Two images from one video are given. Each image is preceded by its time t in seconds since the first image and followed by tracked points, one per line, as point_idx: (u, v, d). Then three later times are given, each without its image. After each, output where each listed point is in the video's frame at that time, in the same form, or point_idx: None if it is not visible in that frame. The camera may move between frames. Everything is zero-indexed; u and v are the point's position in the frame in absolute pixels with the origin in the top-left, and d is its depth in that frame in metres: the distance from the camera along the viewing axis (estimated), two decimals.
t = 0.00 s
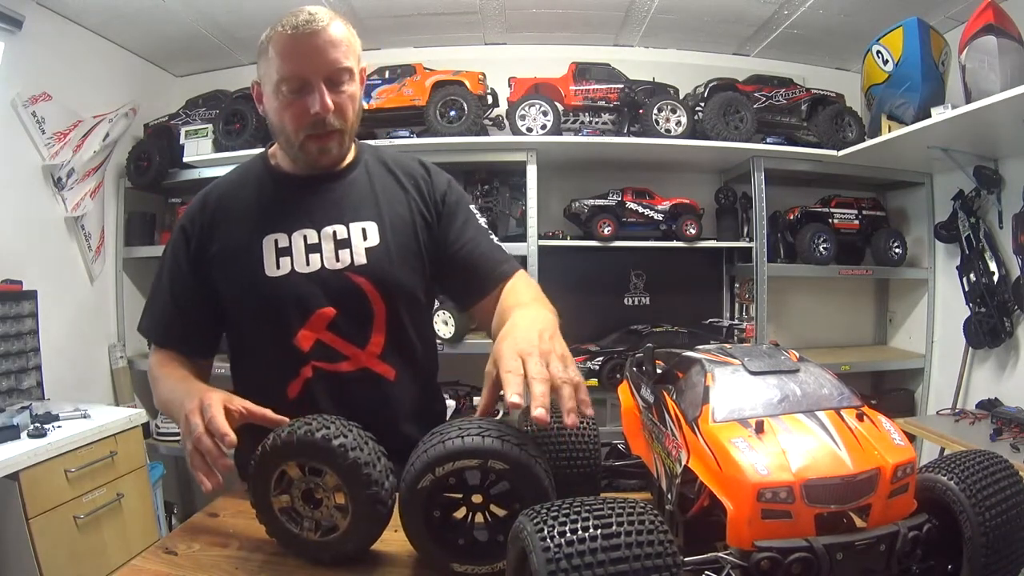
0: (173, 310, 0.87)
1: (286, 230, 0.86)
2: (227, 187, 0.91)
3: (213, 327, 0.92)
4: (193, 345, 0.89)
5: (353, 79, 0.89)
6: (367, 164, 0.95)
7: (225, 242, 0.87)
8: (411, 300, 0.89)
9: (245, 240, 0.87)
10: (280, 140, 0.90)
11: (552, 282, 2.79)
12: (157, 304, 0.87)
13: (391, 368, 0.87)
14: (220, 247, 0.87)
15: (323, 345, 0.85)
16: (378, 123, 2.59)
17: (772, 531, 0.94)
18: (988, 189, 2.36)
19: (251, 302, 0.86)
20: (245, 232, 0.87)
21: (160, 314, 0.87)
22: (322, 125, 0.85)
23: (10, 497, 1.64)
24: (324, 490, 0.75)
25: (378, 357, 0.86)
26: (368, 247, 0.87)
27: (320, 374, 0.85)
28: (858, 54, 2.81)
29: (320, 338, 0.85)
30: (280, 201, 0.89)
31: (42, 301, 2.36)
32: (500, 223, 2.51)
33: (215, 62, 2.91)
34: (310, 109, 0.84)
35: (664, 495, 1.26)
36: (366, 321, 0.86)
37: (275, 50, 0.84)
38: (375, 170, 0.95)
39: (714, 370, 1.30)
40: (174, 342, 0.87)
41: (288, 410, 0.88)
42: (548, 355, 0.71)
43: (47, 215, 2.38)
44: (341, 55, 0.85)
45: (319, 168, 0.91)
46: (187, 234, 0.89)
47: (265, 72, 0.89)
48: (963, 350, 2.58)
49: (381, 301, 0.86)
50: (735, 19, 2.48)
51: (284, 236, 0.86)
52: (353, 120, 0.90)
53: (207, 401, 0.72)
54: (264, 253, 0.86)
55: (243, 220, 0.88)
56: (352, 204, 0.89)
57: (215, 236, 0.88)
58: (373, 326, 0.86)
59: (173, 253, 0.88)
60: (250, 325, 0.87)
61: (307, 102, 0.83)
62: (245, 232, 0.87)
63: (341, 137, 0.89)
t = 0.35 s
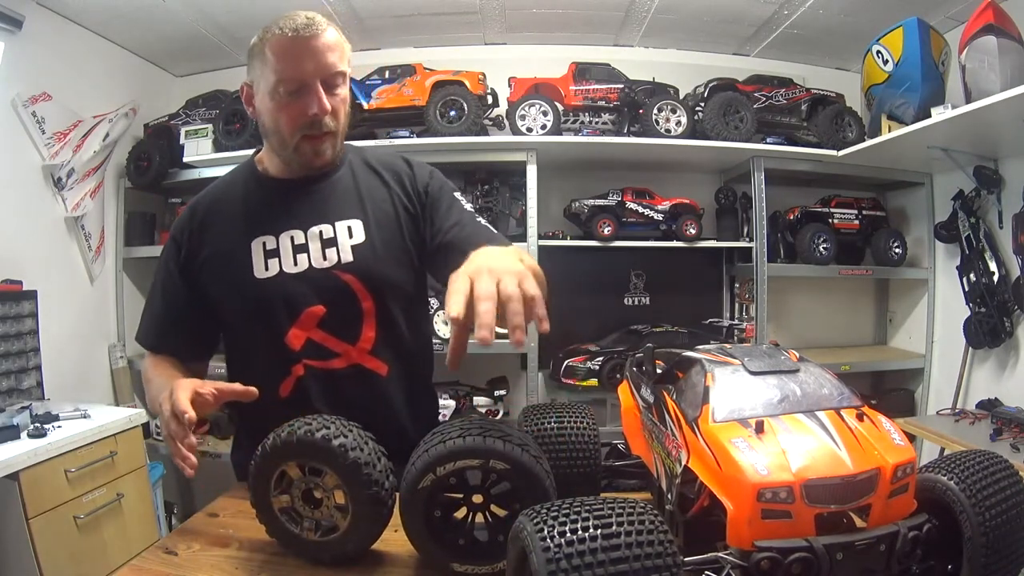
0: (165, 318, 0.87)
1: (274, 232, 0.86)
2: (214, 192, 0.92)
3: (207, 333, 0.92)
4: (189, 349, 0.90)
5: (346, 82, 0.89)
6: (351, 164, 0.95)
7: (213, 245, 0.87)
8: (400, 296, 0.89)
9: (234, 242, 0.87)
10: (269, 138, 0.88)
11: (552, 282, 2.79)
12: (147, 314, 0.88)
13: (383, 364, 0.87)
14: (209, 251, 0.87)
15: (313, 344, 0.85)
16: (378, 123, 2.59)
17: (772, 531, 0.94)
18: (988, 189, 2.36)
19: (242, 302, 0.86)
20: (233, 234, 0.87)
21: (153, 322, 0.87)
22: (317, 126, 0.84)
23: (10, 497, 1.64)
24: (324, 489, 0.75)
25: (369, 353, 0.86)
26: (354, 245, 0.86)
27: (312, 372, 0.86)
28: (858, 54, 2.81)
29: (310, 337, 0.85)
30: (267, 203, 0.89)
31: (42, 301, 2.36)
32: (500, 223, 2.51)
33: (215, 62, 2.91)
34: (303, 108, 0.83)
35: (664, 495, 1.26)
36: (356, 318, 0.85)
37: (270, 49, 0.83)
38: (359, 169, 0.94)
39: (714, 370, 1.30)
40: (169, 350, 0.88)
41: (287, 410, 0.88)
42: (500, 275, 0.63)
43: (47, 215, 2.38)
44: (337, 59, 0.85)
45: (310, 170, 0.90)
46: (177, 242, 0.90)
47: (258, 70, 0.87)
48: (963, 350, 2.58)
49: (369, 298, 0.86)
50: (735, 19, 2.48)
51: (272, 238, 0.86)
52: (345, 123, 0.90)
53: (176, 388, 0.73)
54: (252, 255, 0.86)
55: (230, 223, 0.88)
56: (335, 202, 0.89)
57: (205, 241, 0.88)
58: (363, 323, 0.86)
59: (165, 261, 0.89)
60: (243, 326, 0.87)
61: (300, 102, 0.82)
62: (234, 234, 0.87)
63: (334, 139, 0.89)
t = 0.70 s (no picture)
0: (163, 317, 0.86)
1: (269, 234, 0.87)
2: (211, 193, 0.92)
3: (206, 335, 0.92)
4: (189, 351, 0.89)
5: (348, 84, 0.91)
6: (343, 166, 0.95)
7: (210, 245, 0.87)
8: (394, 295, 0.89)
9: (232, 242, 0.87)
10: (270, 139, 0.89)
11: (552, 282, 2.79)
12: (143, 314, 0.87)
13: (380, 364, 0.87)
14: (207, 251, 0.87)
15: (310, 344, 0.85)
16: (378, 123, 2.59)
17: (772, 531, 0.94)
18: (988, 189, 2.36)
19: (242, 302, 0.86)
20: (230, 234, 0.87)
21: (150, 321, 0.86)
22: (324, 126, 0.86)
23: (10, 497, 1.64)
24: (324, 489, 0.75)
25: (364, 352, 0.86)
26: (348, 245, 0.86)
27: (309, 372, 0.86)
28: (858, 54, 2.81)
29: (307, 337, 0.85)
30: (263, 202, 0.89)
31: (42, 301, 2.36)
32: (500, 223, 2.51)
33: (215, 62, 2.91)
34: (311, 109, 0.84)
35: (664, 495, 1.26)
36: (352, 318, 0.86)
37: (276, 51, 0.84)
38: (350, 169, 0.94)
39: (714, 370, 1.29)
40: (167, 350, 0.86)
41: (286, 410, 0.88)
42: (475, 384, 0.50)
43: (47, 215, 2.38)
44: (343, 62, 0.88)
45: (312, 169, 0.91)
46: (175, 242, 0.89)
47: (261, 73, 0.88)
48: (963, 350, 2.58)
49: (364, 298, 0.86)
50: (735, 19, 2.48)
51: (268, 240, 0.86)
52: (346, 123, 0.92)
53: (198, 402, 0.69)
54: (249, 257, 0.86)
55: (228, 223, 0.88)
56: (327, 201, 0.89)
57: (202, 240, 0.88)
58: (359, 323, 0.86)
59: (162, 262, 0.88)
60: (242, 327, 0.87)
61: (308, 103, 0.84)
62: (231, 234, 0.87)
63: (338, 139, 0.90)
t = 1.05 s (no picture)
0: (164, 314, 0.83)
1: (280, 234, 0.88)
2: (213, 191, 0.91)
3: (204, 335, 0.90)
4: (186, 351, 0.86)
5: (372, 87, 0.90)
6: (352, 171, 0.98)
7: (220, 244, 0.87)
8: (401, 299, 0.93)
9: (245, 242, 0.87)
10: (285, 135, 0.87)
11: (552, 281, 2.79)
12: (139, 313, 0.84)
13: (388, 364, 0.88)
14: (216, 250, 0.87)
15: (323, 345, 0.87)
16: (378, 123, 2.59)
17: (772, 531, 0.94)
18: (988, 189, 2.36)
19: (254, 303, 0.87)
20: (242, 234, 0.87)
21: (148, 319, 0.83)
22: (360, 127, 0.85)
23: (10, 497, 1.64)
24: (323, 489, 0.75)
25: (375, 354, 0.89)
26: (359, 249, 0.90)
27: (321, 373, 0.88)
28: (858, 54, 2.81)
29: (320, 339, 0.88)
30: (275, 203, 0.90)
31: (42, 301, 2.36)
32: (500, 223, 2.51)
33: (215, 62, 2.91)
34: (330, 112, 0.82)
35: (664, 495, 1.26)
36: (364, 320, 0.89)
37: (302, 49, 0.81)
38: (359, 173, 0.99)
39: (714, 370, 1.29)
40: (169, 351, 0.84)
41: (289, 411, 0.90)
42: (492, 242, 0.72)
43: (46, 215, 2.38)
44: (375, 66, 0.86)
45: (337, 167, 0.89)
46: (177, 237, 0.87)
47: (285, 68, 0.84)
48: (963, 350, 2.58)
49: (375, 301, 0.90)
50: (735, 19, 2.48)
51: (279, 240, 0.88)
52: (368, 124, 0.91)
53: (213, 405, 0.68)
54: (261, 258, 0.87)
55: (240, 223, 0.88)
56: (340, 206, 0.92)
57: (209, 239, 0.87)
58: (370, 324, 0.89)
59: (162, 256, 0.85)
60: (249, 329, 0.88)
61: (328, 105, 0.81)
62: (243, 234, 0.88)
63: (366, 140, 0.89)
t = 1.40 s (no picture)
0: (193, 306, 0.84)
1: (326, 234, 0.97)
2: (241, 188, 0.95)
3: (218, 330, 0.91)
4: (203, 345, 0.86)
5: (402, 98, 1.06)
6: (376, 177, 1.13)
7: (257, 245, 0.92)
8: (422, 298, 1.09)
9: (283, 247, 0.93)
10: (332, 131, 0.96)
11: (552, 281, 2.79)
12: (158, 302, 0.83)
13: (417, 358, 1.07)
14: (252, 251, 0.92)
15: (370, 341, 0.98)
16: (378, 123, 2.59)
17: (772, 531, 0.94)
18: (988, 189, 2.36)
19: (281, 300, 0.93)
20: (283, 234, 0.94)
21: (171, 311, 0.82)
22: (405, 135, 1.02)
23: (10, 497, 1.64)
24: (325, 490, 0.75)
25: (411, 349, 1.05)
26: (398, 250, 1.04)
27: (368, 366, 0.98)
28: (858, 54, 2.81)
29: (367, 334, 0.98)
30: (312, 208, 0.98)
31: (42, 301, 2.36)
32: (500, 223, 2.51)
33: (215, 62, 2.91)
34: (385, 116, 0.97)
35: (664, 495, 1.26)
36: (401, 318, 1.03)
37: (359, 59, 0.94)
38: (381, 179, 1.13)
39: (714, 370, 1.29)
40: (186, 346, 0.83)
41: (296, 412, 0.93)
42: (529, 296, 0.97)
43: (46, 215, 2.38)
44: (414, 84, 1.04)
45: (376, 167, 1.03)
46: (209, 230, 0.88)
47: (343, 72, 0.94)
48: (963, 350, 2.58)
49: (410, 300, 1.04)
50: (735, 19, 2.48)
51: (326, 240, 0.97)
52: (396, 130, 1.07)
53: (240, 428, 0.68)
54: (311, 256, 0.95)
55: (275, 224, 0.94)
56: (373, 210, 1.05)
57: (243, 236, 0.91)
58: (405, 322, 1.04)
59: (194, 248, 0.86)
60: (277, 325, 0.93)
61: (385, 112, 0.96)
62: (284, 236, 0.94)
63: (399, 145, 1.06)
